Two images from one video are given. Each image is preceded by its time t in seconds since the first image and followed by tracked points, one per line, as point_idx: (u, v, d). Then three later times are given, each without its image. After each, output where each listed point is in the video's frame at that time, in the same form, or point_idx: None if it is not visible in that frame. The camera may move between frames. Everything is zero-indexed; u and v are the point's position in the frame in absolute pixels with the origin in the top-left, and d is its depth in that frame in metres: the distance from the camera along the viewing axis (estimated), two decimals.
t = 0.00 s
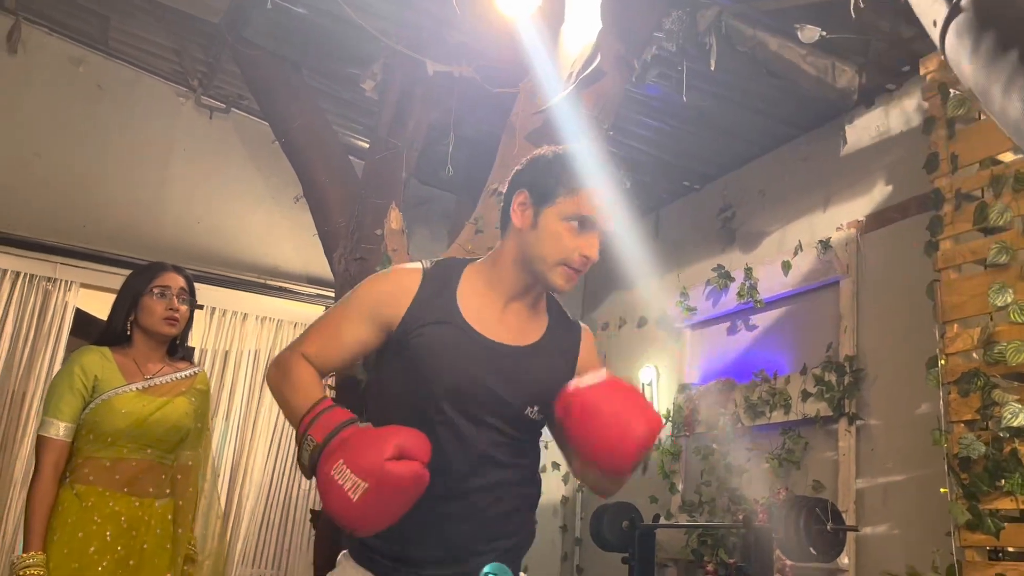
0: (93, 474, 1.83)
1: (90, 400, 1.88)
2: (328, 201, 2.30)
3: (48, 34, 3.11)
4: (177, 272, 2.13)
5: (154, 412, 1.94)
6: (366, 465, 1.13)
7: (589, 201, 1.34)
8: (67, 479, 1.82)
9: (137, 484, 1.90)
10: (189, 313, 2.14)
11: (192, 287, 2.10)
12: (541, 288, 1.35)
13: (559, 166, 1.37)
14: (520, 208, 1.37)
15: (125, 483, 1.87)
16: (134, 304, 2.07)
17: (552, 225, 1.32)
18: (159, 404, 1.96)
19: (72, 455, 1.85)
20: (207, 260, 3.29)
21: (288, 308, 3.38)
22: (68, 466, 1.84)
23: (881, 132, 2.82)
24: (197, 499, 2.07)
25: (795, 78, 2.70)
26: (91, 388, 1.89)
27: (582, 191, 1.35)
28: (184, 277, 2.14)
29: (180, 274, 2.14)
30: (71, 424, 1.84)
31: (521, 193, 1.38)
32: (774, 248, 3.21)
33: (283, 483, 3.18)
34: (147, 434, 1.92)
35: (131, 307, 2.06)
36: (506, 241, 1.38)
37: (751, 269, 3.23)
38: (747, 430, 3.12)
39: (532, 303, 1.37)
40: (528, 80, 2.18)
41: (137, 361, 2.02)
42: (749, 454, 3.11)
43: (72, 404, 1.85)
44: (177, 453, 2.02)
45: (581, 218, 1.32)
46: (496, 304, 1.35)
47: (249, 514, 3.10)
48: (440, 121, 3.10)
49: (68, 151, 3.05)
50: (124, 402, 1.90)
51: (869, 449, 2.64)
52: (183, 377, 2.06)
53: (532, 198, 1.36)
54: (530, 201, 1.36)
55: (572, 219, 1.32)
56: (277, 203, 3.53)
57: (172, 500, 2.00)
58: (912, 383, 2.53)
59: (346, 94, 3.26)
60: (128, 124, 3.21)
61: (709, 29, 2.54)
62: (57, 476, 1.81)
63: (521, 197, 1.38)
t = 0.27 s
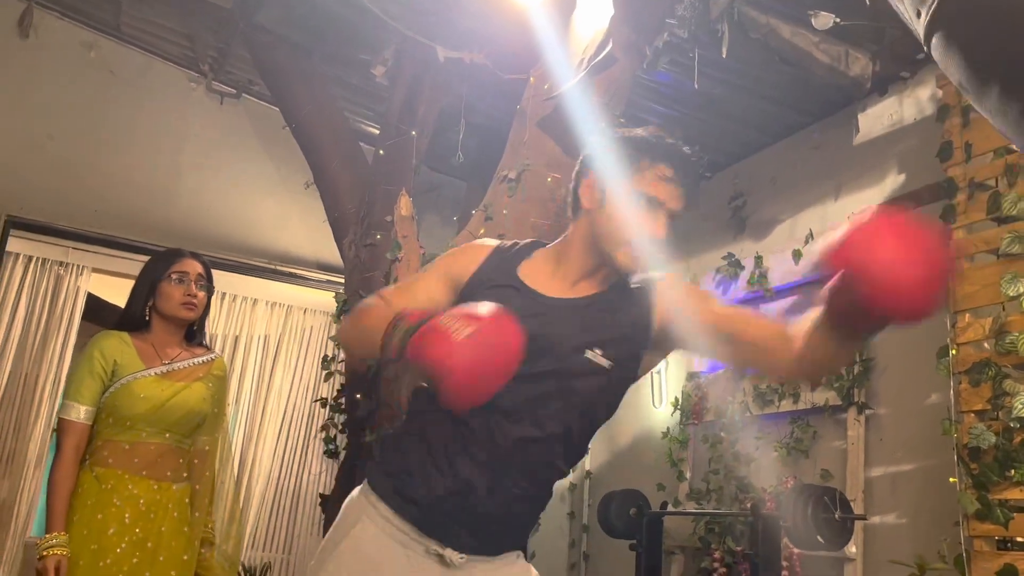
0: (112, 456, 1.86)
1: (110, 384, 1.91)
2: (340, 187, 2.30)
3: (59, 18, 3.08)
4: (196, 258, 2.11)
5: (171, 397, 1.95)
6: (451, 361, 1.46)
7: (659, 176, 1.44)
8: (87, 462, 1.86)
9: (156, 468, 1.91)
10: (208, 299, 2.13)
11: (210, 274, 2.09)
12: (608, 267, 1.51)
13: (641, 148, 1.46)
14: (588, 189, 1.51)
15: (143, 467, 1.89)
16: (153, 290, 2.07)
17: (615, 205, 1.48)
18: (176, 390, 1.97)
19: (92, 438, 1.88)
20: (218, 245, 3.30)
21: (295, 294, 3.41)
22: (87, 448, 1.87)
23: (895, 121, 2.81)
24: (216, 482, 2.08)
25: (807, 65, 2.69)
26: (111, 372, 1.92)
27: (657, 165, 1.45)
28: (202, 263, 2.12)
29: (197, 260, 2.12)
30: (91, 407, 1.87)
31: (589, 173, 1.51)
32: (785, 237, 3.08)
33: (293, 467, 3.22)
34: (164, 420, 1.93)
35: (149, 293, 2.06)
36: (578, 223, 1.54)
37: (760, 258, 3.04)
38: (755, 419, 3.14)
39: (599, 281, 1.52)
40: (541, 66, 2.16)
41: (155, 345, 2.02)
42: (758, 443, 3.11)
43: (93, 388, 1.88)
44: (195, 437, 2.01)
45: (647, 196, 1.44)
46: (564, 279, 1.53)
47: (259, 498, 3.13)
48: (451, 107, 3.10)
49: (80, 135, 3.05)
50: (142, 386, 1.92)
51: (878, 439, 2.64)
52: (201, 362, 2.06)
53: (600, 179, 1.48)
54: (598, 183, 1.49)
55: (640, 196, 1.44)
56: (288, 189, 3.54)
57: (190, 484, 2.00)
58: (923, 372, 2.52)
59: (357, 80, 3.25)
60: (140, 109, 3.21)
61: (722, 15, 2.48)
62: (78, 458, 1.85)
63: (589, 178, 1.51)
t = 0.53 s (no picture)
0: (129, 443, 1.87)
1: (126, 371, 1.93)
2: (347, 175, 2.29)
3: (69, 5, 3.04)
4: (209, 247, 2.15)
5: (186, 384, 1.96)
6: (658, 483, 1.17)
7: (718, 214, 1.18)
8: (104, 448, 1.87)
9: (172, 455, 1.92)
10: (222, 288, 2.17)
11: (224, 263, 2.12)
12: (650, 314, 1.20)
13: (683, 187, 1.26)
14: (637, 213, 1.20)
15: (159, 453, 1.90)
16: (168, 278, 2.10)
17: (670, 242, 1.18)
18: (192, 376, 1.99)
19: (109, 425, 1.90)
20: (227, 233, 3.31)
21: (304, 282, 3.43)
22: (104, 435, 1.89)
23: (906, 111, 2.79)
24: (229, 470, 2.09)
25: (820, 55, 2.67)
26: (127, 359, 1.93)
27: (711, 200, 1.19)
28: (216, 252, 2.17)
29: (211, 249, 2.16)
30: (107, 394, 1.88)
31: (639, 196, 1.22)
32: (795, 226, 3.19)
33: (302, 455, 3.24)
34: (180, 406, 1.95)
35: (164, 282, 2.10)
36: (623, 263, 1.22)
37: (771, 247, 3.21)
38: (762, 409, 3.14)
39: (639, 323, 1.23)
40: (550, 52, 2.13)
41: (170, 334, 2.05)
42: (765, 433, 3.11)
43: (109, 375, 1.89)
44: (209, 425, 2.03)
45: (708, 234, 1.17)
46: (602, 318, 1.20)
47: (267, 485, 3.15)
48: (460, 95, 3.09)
49: (90, 122, 3.05)
50: (158, 373, 1.93)
51: (885, 430, 2.64)
52: (215, 350, 2.09)
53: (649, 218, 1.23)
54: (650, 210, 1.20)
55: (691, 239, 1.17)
56: (296, 176, 3.55)
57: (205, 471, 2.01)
58: (931, 363, 2.52)
59: (365, 68, 3.24)
60: (149, 96, 3.21)
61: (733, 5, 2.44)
62: (95, 444, 1.86)
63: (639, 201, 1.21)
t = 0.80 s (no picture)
0: (141, 431, 1.88)
1: (138, 360, 1.93)
2: (355, 164, 2.28)
3: None
4: (220, 237, 2.18)
5: (197, 373, 1.97)
6: (547, 344, 1.28)
7: (579, 222, 1.34)
8: (117, 436, 1.87)
9: (183, 444, 1.93)
10: (232, 278, 2.19)
11: (235, 252, 2.14)
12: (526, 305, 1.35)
13: (548, 190, 1.38)
14: (509, 229, 1.36)
15: (172, 442, 1.91)
16: (179, 268, 2.12)
17: (537, 244, 1.32)
18: (204, 366, 1.99)
19: (122, 413, 1.90)
20: (235, 222, 3.31)
21: (313, 271, 3.44)
22: (117, 423, 1.89)
23: (917, 101, 2.76)
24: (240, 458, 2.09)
25: (831, 45, 2.65)
26: (139, 348, 1.94)
27: (578, 209, 1.35)
28: (227, 243, 2.19)
29: (222, 238, 2.19)
30: (119, 382, 1.89)
31: (510, 215, 1.37)
32: (805, 216, 3.17)
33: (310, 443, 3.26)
34: (193, 395, 1.95)
35: (175, 271, 2.11)
36: (493, 258, 1.36)
37: (779, 238, 3.22)
38: (769, 400, 3.13)
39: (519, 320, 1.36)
40: (558, 41, 2.13)
41: (181, 322, 2.07)
42: (772, 425, 3.11)
43: (122, 364, 1.90)
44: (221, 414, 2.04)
45: (566, 239, 1.33)
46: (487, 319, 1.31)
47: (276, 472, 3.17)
48: (468, 84, 3.08)
49: (97, 110, 3.05)
50: (169, 362, 1.94)
51: (893, 422, 2.63)
52: (226, 340, 2.09)
53: (519, 220, 1.36)
54: (520, 224, 1.36)
55: (558, 240, 1.33)
56: (303, 165, 3.54)
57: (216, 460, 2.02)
58: (939, 355, 2.51)
59: (372, 56, 3.23)
60: (157, 84, 3.20)
61: None
62: (108, 433, 1.87)
63: (510, 219, 1.37)
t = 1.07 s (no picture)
0: (146, 420, 1.89)
1: (145, 349, 1.95)
2: (361, 155, 2.27)
3: None
4: (228, 229, 2.19)
5: (203, 363, 1.95)
6: (333, 361, 0.99)
7: (518, 160, 1.12)
8: (124, 424, 1.90)
9: (190, 434, 1.92)
10: (240, 270, 2.19)
11: (242, 244, 2.15)
12: (465, 253, 1.11)
13: (494, 126, 1.14)
14: (447, 169, 1.15)
15: (177, 431, 1.91)
16: (187, 260, 2.13)
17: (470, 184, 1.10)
18: (211, 356, 1.97)
19: (129, 402, 1.93)
20: (241, 212, 3.32)
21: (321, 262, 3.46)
22: (125, 411, 1.92)
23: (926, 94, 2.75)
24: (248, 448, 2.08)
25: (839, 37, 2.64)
26: (147, 338, 1.95)
27: (517, 147, 1.13)
28: (235, 235, 2.20)
29: (231, 231, 2.19)
30: (127, 371, 1.92)
31: (449, 155, 1.16)
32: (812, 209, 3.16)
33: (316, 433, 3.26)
34: (199, 385, 1.93)
35: (183, 263, 2.12)
36: (435, 206, 1.16)
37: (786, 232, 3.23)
38: (775, 393, 3.13)
39: (460, 264, 1.11)
40: (566, 33, 2.10)
41: (189, 313, 2.06)
42: (777, 418, 3.10)
43: (128, 353, 1.92)
44: (228, 405, 2.02)
45: (501, 178, 1.10)
46: (425, 267, 1.13)
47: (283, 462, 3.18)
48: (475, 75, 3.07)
49: (104, 100, 3.05)
50: (176, 351, 1.94)
51: (899, 416, 2.63)
52: (234, 331, 2.07)
53: (456, 158, 1.14)
54: (457, 162, 1.14)
55: (490, 180, 1.10)
56: (309, 155, 3.54)
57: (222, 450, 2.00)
58: (946, 349, 2.51)
59: (378, 46, 3.23)
60: (163, 73, 3.20)
61: None
62: (114, 421, 1.90)
63: (449, 158, 1.15)
